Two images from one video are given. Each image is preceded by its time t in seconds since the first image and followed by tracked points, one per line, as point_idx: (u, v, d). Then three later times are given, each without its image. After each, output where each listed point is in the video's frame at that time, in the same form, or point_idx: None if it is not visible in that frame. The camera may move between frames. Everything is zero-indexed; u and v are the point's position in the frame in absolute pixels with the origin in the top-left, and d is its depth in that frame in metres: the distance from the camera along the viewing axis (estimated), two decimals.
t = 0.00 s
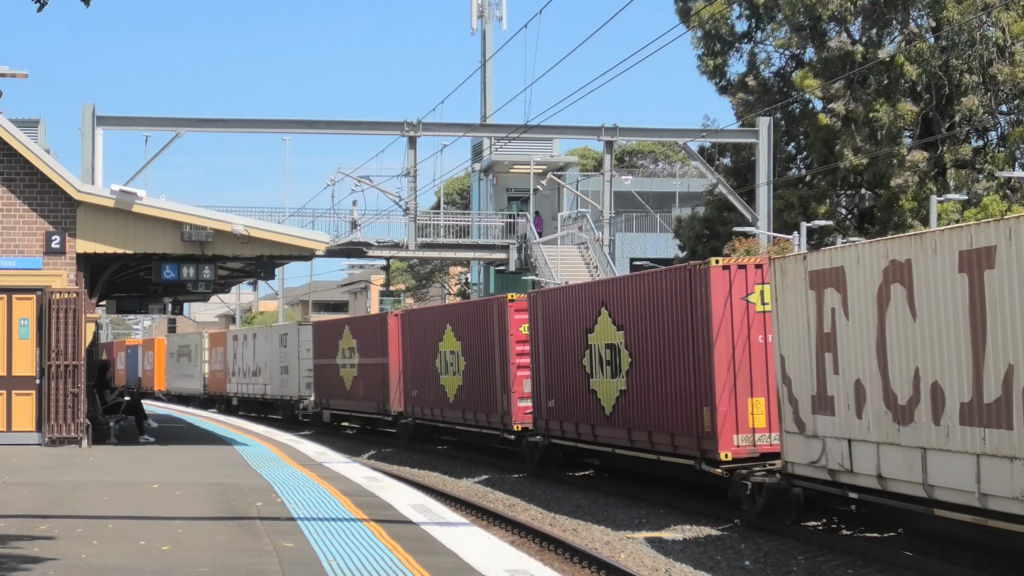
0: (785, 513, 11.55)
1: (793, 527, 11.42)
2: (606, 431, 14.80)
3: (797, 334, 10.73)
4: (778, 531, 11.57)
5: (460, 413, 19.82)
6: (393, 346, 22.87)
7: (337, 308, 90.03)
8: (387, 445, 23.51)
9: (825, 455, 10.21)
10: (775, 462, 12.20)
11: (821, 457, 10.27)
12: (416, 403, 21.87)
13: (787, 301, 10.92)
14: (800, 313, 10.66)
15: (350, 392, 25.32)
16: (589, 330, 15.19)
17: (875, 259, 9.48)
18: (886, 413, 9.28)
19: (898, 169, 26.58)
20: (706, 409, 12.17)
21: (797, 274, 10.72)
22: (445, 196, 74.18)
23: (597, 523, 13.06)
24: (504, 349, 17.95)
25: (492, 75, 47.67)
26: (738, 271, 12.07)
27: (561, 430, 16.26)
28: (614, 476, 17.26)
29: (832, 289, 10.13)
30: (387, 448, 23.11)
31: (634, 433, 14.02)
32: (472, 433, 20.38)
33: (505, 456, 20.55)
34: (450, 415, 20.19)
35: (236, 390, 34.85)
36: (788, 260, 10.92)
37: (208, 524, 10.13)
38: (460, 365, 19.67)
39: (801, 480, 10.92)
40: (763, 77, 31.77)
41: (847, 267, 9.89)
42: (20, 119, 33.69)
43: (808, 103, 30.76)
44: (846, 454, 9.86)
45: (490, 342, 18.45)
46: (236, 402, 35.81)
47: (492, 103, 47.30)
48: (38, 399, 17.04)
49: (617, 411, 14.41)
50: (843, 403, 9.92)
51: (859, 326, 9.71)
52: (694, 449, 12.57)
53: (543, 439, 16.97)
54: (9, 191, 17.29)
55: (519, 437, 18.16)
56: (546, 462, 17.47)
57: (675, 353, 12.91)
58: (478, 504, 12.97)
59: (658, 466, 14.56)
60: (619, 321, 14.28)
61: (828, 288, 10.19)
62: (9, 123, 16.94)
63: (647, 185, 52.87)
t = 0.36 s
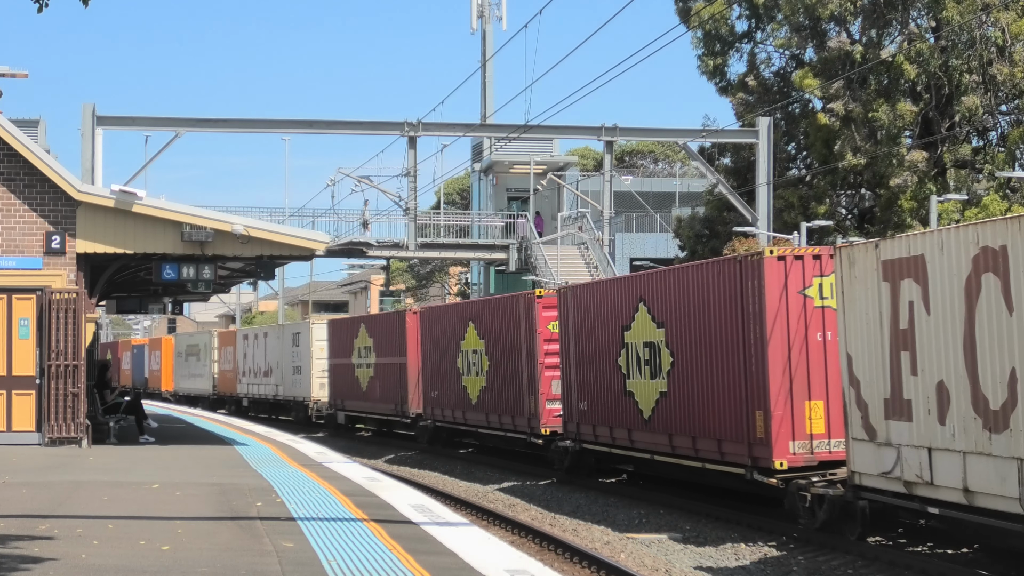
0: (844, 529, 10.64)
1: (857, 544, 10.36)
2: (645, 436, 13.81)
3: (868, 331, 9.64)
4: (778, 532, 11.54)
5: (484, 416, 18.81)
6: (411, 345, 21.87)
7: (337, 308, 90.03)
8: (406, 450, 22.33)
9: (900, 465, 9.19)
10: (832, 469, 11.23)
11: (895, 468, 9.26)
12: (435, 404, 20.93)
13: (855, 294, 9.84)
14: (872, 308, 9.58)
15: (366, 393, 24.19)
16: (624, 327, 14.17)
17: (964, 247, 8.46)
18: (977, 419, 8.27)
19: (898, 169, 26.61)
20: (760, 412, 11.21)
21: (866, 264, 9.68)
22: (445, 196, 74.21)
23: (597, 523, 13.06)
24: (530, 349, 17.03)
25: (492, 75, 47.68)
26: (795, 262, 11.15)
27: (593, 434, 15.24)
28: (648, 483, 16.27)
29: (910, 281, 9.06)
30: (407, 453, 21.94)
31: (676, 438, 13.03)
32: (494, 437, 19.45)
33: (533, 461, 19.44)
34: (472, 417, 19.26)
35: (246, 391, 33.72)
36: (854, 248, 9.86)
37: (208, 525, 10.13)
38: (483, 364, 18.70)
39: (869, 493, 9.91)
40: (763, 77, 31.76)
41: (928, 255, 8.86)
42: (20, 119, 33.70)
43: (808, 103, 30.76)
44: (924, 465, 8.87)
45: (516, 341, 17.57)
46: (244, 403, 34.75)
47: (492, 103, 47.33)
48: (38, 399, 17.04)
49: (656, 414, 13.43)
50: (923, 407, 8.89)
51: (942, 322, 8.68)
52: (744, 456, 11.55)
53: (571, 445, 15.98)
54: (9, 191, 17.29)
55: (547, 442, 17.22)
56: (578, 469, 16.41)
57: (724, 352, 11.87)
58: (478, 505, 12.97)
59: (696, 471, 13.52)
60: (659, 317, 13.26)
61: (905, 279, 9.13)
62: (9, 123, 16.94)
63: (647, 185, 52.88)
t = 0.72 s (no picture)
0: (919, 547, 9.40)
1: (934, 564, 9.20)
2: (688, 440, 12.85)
3: (948, 327, 8.68)
4: (778, 531, 11.56)
5: (510, 419, 18.10)
6: (431, 346, 21.34)
7: (337, 308, 90.04)
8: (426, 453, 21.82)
9: (991, 477, 8.18)
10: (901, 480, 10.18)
11: (986, 480, 8.25)
12: (456, 406, 20.32)
13: (937, 286, 8.82)
14: (955, 300, 8.58)
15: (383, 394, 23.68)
16: (666, 324, 13.20)
17: None
18: None
19: (897, 168, 26.60)
20: (820, 417, 10.13)
21: (950, 252, 8.65)
22: (445, 196, 74.21)
23: (596, 523, 13.07)
24: (561, 349, 16.22)
25: (492, 75, 47.69)
26: (860, 252, 10.09)
27: (631, 439, 14.32)
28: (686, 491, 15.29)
29: (1003, 269, 8.08)
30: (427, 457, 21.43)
31: (726, 444, 12.00)
32: (519, 441, 18.83)
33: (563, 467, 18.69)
34: (495, 420, 18.63)
35: (257, 392, 33.22)
36: (937, 233, 8.81)
37: (208, 524, 10.14)
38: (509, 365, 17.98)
39: (950, 508, 8.80)
40: (763, 77, 31.75)
41: None
42: (20, 119, 33.69)
43: (807, 103, 30.74)
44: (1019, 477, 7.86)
45: (546, 340, 16.75)
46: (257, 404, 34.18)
47: (492, 103, 47.36)
48: (38, 399, 17.04)
49: (701, 418, 12.47)
50: (1020, 412, 7.88)
51: None
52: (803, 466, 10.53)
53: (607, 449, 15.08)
54: (9, 191, 17.29)
55: (579, 446, 16.41)
56: (611, 475, 15.64)
57: (783, 352, 10.78)
58: (478, 504, 12.97)
59: (742, 480, 12.67)
60: (706, 314, 12.27)
61: (998, 269, 8.12)
62: (9, 123, 16.95)
63: (647, 185, 52.89)
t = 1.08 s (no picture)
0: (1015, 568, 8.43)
1: None
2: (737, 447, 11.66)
3: None
4: (778, 531, 11.58)
5: (538, 422, 17.08)
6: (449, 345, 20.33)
7: (337, 308, 90.05)
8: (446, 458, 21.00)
9: None
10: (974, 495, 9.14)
11: None
12: (479, 408, 19.35)
13: None
14: None
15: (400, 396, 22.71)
16: (712, 321, 11.95)
17: None
18: None
19: (896, 168, 26.63)
20: (894, 423, 8.98)
21: None
22: (445, 196, 74.19)
23: (596, 523, 13.07)
24: (593, 347, 15.18)
25: (492, 75, 47.72)
26: (938, 239, 8.89)
27: (671, 444, 13.13)
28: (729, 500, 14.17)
29: None
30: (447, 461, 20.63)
31: (782, 453, 10.79)
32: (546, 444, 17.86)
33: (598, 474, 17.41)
34: (521, 422, 17.64)
35: (268, 393, 32.90)
36: None
37: (208, 524, 10.14)
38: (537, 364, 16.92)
39: None
40: (763, 77, 31.76)
41: None
42: (20, 119, 33.69)
43: (807, 103, 30.75)
44: None
45: (577, 337, 15.64)
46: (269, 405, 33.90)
47: (492, 103, 47.39)
48: (38, 399, 17.04)
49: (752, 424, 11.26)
50: None
51: None
52: (872, 478, 9.38)
53: (643, 456, 13.90)
54: (9, 191, 17.29)
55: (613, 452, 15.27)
56: (649, 483, 14.42)
57: (850, 351, 9.57)
58: (478, 505, 12.96)
59: (797, 490, 11.81)
60: (759, 309, 11.04)
61: None
62: (9, 123, 16.95)
63: (647, 185, 52.91)
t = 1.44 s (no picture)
0: None
1: None
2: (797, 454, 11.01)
3: None
4: (778, 532, 11.60)
5: (568, 425, 16.41)
6: (473, 343, 19.71)
7: (337, 308, 90.04)
8: (470, 462, 20.45)
9: None
10: None
11: None
12: (504, 410, 18.73)
13: None
14: None
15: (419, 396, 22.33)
16: (767, 317, 11.34)
17: None
18: None
19: (896, 168, 26.59)
20: (983, 428, 8.34)
21: None
22: (445, 196, 74.16)
23: (597, 523, 13.06)
24: (631, 346, 14.38)
25: (492, 75, 47.71)
26: None
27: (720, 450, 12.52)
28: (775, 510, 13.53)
29: None
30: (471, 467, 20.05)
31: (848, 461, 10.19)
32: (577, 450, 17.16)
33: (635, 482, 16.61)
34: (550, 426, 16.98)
35: (281, 393, 32.80)
36: None
37: (208, 524, 10.14)
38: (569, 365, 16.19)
39: None
40: (763, 77, 31.75)
41: None
42: (20, 119, 33.69)
43: (807, 103, 30.75)
44: None
45: (613, 336, 14.90)
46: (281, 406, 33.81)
47: (492, 103, 47.39)
48: (38, 399, 17.04)
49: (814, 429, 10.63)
50: None
51: None
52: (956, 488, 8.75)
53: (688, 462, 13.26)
54: (9, 191, 17.30)
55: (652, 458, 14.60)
56: (692, 491, 13.75)
57: (931, 350, 8.92)
58: (479, 505, 12.97)
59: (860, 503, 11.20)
60: (821, 304, 10.41)
61: None
62: (9, 123, 16.96)
63: (647, 185, 52.91)
